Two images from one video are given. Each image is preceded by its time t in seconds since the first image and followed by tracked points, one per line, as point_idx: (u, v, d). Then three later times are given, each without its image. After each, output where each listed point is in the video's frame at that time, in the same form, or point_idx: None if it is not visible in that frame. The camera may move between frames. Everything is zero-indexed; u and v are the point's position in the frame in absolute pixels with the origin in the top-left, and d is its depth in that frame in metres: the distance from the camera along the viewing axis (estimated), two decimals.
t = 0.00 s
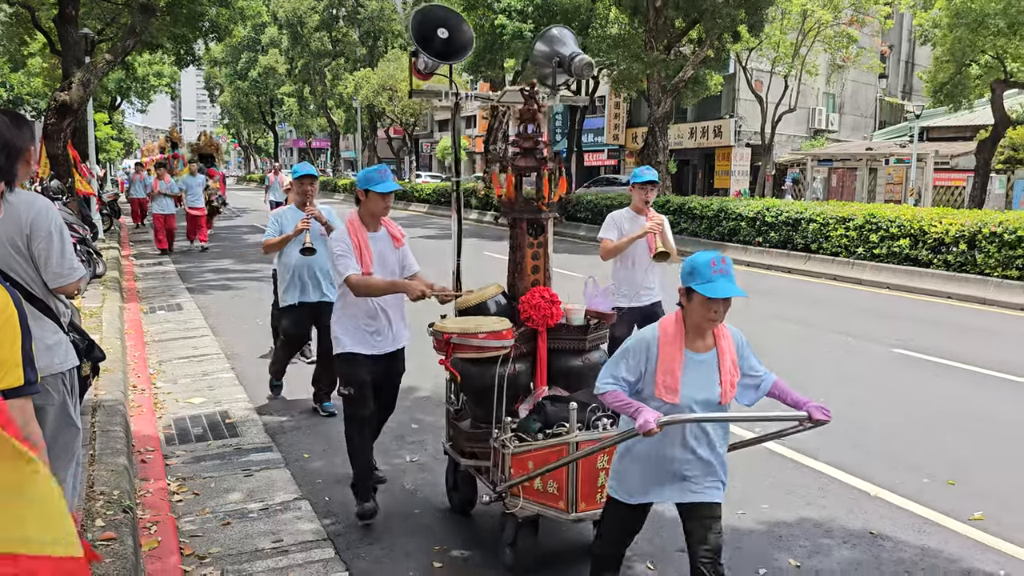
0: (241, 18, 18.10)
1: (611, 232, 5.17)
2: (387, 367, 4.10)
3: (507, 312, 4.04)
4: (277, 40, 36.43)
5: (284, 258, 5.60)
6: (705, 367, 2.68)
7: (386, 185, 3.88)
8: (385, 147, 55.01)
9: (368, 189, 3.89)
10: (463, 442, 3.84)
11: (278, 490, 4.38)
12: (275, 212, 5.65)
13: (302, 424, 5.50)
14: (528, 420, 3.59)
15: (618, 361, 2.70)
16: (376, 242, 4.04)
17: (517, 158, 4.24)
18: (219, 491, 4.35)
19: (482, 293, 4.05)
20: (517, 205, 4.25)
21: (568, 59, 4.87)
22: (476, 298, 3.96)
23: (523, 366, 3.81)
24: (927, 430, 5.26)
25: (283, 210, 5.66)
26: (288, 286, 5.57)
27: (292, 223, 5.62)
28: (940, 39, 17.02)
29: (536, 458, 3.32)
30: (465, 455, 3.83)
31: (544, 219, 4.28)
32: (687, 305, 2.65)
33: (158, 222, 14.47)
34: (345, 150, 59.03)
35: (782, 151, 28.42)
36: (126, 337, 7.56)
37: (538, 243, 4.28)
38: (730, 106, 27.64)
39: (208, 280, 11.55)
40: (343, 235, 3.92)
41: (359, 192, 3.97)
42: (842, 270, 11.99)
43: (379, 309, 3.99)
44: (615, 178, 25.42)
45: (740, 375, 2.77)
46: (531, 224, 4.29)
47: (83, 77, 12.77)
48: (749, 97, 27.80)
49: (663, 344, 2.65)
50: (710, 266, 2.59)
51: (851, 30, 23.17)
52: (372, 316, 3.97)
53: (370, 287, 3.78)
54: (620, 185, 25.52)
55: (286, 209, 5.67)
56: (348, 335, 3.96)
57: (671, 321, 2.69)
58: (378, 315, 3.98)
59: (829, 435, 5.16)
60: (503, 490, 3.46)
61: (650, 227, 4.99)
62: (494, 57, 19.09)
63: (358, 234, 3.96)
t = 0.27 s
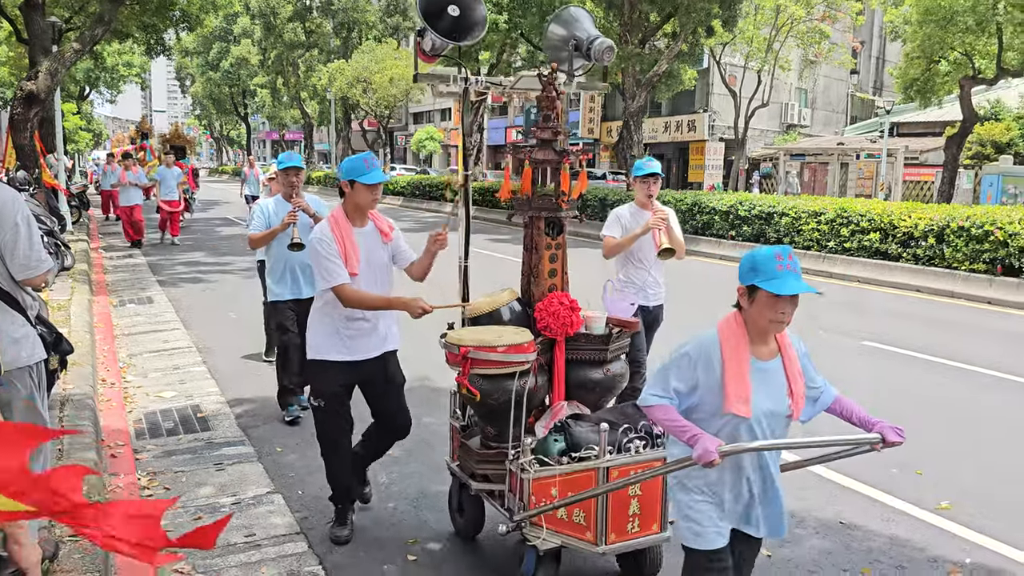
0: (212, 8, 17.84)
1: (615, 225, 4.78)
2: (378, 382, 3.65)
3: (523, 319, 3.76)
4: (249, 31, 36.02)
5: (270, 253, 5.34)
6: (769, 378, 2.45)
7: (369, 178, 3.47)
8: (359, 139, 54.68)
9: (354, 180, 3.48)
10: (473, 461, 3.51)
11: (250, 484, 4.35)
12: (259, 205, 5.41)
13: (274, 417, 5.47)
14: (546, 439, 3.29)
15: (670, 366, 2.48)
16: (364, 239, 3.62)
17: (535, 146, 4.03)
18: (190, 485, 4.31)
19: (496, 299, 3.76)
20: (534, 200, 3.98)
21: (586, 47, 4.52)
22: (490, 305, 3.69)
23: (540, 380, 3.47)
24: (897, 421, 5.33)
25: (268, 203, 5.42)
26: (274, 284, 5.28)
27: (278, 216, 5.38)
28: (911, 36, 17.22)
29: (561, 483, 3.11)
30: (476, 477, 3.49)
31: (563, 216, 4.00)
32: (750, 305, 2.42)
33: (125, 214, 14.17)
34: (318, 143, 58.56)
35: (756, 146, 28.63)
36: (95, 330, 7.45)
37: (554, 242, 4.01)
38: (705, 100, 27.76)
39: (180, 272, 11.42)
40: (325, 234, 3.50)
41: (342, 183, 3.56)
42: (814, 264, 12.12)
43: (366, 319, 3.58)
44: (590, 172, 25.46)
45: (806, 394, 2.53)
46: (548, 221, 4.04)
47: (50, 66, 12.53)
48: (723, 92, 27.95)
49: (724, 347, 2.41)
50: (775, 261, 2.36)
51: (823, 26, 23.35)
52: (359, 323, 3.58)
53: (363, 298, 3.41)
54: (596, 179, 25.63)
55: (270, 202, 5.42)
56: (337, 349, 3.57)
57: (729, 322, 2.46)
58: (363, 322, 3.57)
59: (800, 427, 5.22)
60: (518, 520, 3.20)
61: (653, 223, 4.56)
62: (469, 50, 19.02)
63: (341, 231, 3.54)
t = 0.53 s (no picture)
0: None
1: (618, 228, 4.51)
2: (366, 409, 3.31)
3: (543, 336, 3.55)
4: (224, 23, 35.65)
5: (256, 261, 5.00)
6: (859, 413, 2.23)
7: (373, 178, 3.23)
8: (336, 133, 54.38)
9: (356, 181, 3.24)
10: (494, 491, 3.18)
11: (224, 481, 4.31)
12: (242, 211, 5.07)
13: (249, 413, 5.43)
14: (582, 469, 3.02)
15: (744, 412, 2.26)
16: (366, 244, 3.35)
17: (562, 139, 3.73)
18: (163, 482, 4.27)
19: (518, 311, 3.59)
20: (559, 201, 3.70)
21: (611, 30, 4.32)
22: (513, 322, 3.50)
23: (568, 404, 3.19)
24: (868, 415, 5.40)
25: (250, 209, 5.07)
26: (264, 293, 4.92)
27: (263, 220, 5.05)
28: (883, 33, 17.42)
29: (600, 519, 2.85)
30: (498, 508, 3.16)
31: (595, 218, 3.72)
32: (831, 333, 2.20)
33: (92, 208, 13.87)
34: (294, 136, 58.15)
35: (731, 141, 28.83)
36: (65, 326, 7.35)
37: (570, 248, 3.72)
38: (680, 96, 27.90)
39: (153, 267, 11.28)
40: (326, 238, 3.22)
41: (343, 185, 3.31)
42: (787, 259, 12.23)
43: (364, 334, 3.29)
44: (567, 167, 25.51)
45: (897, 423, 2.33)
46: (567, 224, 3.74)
47: (18, 57, 12.32)
48: (699, 87, 28.10)
49: (806, 385, 2.19)
50: (853, 280, 2.15)
51: (798, 23, 23.57)
52: (356, 339, 3.29)
53: (364, 308, 3.13)
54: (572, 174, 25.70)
55: (252, 207, 5.07)
56: (335, 371, 3.28)
57: (806, 354, 2.24)
58: (359, 338, 3.28)
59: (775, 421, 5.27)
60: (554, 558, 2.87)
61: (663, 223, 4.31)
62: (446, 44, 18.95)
63: (343, 235, 3.26)
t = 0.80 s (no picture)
0: None
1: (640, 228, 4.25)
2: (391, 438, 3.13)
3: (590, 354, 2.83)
4: (201, 17, 35.31)
5: (249, 253, 4.80)
6: (1007, 434, 2.01)
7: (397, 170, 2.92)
8: (315, 129, 54.11)
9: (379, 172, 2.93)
10: (538, 532, 2.55)
11: (202, 479, 4.28)
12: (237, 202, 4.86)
13: (228, 410, 5.39)
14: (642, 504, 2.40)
15: (873, 432, 2.04)
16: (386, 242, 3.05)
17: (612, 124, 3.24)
18: (139, 481, 4.23)
19: (565, 328, 2.89)
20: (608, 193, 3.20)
21: (656, 10, 3.63)
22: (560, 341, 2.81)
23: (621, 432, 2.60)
24: (846, 408, 5.44)
25: (244, 199, 4.87)
26: (258, 288, 4.71)
27: (259, 212, 4.85)
28: (859, 31, 17.56)
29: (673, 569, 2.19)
30: (543, 553, 2.53)
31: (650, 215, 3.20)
32: (983, 341, 1.96)
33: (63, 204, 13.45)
34: (272, 132, 57.77)
35: (711, 137, 28.97)
36: (40, 323, 7.26)
37: (619, 253, 2.85)
38: (660, 92, 27.98)
39: (129, 264, 11.16)
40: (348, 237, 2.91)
41: (366, 174, 2.98)
42: (766, 255, 12.31)
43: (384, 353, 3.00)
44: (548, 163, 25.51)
45: None
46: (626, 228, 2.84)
47: None
48: (679, 83, 28.20)
49: (949, 403, 1.97)
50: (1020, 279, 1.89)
51: (776, 20, 23.75)
52: (379, 351, 3.00)
53: (385, 316, 2.80)
54: (553, 170, 25.71)
55: (247, 198, 4.87)
56: (354, 386, 2.98)
57: (950, 368, 2.02)
58: (380, 353, 2.99)
59: (755, 415, 5.29)
60: None
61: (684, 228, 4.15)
62: (425, 39, 18.85)
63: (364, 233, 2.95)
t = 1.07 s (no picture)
0: None
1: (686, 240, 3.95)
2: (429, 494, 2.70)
3: (664, 384, 2.78)
4: (191, 17, 35.20)
5: (265, 261, 4.57)
6: None
7: (429, 187, 2.53)
8: (306, 130, 54.05)
9: (408, 193, 2.54)
10: None
11: (193, 481, 4.26)
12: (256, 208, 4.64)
13: (219, 412, 5.37)
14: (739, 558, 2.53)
15: None
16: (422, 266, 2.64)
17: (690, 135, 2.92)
18: (130, 483, 4.21)
19: (638, 355, 2.82)
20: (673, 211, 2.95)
21: None
22: (632, 371, 2.74)
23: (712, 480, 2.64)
24: (837, 407, 5.46)
25: (263, 205, 4.64)
26: (273, 299, 4.48)
27: (276, 218, 4.61)
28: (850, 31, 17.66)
29: None
30: None
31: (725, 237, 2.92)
32: None
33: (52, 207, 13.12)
34: (263, 132, 57.66)
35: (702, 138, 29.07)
36: (29, 325, 7.22)
37: (696, 269, 2.93)
38: (652, 93, 28.05)
39: (119, 265, 11.11)
40: (378, 272, 2.49)
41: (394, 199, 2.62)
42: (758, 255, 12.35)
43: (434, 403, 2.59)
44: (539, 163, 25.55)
45: None
46: (676, 239, 2.95)
47: None
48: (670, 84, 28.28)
49: None
50: None
51: (767, 20, 23.88)
52: (418, 403, 2.56)
53: (425, 350, 2.39)
54: (544, 170, 25.72)
55: (266, 204, 4.64)
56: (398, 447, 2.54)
57: None
58: (423, 407, 2.57)
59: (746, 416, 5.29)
60: None
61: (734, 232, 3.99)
62: (417, 39, 18.83)
63: (396, 261, 2.52)
